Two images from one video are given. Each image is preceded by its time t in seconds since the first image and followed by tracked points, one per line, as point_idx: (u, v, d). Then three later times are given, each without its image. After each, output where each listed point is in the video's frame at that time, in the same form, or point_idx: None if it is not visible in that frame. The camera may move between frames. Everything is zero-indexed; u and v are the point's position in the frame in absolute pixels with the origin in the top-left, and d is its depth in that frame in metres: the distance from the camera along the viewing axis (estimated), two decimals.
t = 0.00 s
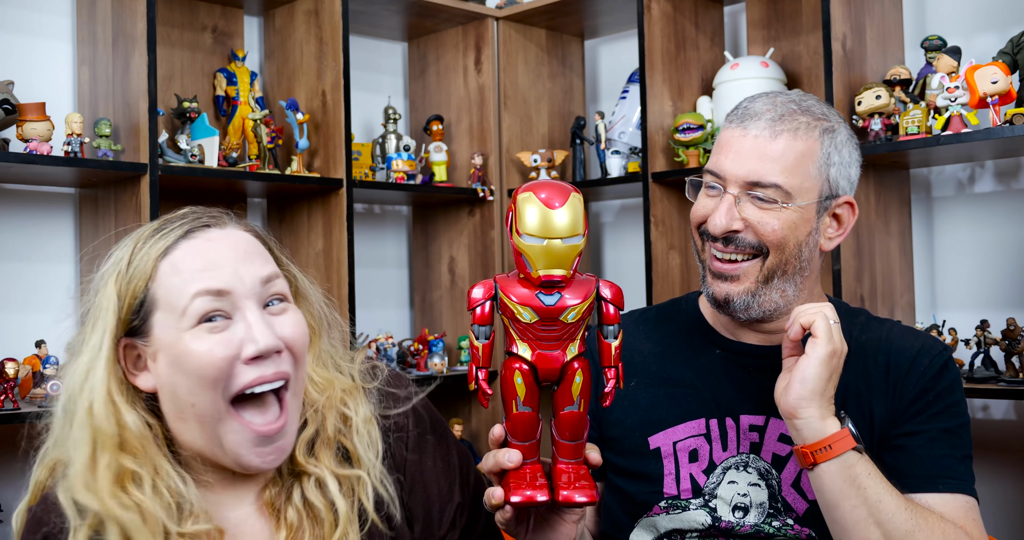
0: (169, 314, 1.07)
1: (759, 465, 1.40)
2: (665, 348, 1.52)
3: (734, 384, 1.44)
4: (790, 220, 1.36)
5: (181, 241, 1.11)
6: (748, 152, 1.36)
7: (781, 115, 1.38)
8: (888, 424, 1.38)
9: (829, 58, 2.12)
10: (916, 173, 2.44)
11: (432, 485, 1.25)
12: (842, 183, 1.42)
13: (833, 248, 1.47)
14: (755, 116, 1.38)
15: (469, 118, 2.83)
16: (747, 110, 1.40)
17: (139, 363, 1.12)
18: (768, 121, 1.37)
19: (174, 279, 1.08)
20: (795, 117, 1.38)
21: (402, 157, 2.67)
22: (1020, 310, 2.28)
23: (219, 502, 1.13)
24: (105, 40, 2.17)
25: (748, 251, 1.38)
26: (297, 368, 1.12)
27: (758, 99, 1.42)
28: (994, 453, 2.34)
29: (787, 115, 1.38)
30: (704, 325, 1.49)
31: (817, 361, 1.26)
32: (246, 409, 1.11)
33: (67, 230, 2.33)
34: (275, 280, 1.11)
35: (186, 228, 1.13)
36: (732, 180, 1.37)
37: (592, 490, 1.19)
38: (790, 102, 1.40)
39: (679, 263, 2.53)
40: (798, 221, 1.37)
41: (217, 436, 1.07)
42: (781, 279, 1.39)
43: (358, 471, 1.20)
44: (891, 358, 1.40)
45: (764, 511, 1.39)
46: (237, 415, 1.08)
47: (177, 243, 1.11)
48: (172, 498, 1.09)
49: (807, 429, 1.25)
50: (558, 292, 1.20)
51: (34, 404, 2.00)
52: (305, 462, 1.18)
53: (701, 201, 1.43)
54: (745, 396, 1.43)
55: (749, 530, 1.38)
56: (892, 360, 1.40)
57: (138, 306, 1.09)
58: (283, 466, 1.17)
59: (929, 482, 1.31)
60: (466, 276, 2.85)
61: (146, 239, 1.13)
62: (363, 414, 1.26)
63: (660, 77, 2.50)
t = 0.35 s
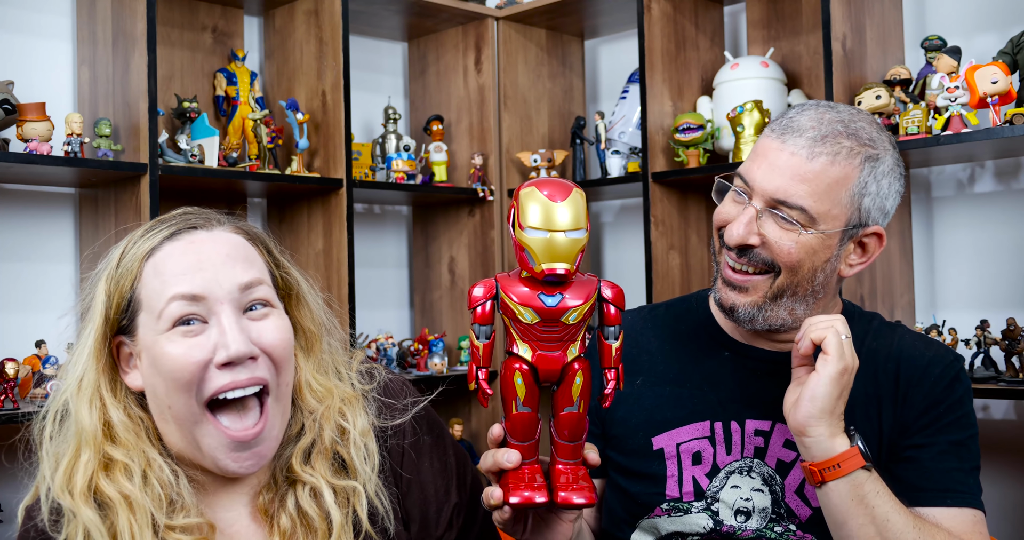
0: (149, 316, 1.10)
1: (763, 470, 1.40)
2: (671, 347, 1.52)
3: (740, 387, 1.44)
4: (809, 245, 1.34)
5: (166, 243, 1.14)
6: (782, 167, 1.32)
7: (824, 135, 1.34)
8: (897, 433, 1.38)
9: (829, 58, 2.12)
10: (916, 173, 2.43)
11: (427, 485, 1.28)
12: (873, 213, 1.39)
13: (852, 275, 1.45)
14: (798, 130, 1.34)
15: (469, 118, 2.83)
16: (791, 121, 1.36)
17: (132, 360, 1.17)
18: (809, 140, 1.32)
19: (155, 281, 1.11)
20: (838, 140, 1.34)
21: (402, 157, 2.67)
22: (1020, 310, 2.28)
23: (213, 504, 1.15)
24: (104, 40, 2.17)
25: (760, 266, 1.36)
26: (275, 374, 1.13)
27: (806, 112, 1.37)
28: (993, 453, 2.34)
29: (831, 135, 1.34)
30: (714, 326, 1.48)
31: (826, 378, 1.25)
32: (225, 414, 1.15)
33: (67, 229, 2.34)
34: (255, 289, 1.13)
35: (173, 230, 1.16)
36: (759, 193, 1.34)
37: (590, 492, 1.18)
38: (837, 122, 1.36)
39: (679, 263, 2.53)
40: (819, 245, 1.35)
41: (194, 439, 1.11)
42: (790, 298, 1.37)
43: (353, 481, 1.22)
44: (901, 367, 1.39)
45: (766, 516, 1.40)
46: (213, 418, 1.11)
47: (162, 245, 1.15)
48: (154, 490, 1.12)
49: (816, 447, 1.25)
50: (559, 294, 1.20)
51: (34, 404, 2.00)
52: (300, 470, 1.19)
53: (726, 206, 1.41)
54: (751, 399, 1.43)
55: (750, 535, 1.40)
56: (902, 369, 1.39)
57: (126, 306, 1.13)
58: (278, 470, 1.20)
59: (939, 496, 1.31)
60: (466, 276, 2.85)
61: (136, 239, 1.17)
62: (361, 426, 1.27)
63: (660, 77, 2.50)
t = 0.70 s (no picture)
0: (145, 319, 1.10)
1: (765, 470, 1.40)
2: (673, 347, 1.51)
3: (742, 387, 1.44)
4: (818, 249, 1.34)
5: (163, 245, 1.14)
6: (792, 170, 1.32)
7: (837, 139, 1.34)
8: (899, 434, 1.38)
9: (829, 58, 2.12)
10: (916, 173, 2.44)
11: (428, 489, 1.28)
12: (883, 218, 1.39)
13: (860, 279, 1.45)
14: (810, 134, 1.34)
15: (469, 118, 2.83)
16: (803, 124, 1.36)
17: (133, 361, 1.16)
18: (821, 143, 1.32)
19: (151, 285, 1.11)
20: (850, 144, 1.34)
21: (402, 157, 2.67)
22: (1020, 310, 2.28)
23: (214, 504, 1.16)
24: (104, 40, 2.17)
25: (765, 272, 1.36)
26: (272, 378, 1.13)
27: (818, 115, 1.37)
28: (994, 453, 2.34)
29: (842, 139, 1.34)
30: (717, 325, 1.49)
31: (830, 382, 1.24)
32: (221, 418, 1.16)
33: (67, 229, 2.33)
34: (250, 293, 1.13)
35: (171, 232, 1.16)
36: (769, 196, 1.34)
37: (592, 488, 1.19)
38: (850, 125, 1.36)
39: (679, 263, 2.53)
40: (827, 249, 1.35)
41: (191, 441, 1.11)
42: (797, 303, 1.37)
43: (354, 486, 1.21)
44: (904, 367, 1.39)
45: (767, 516, 1.40)
46: (208, 423, 1.11)
47: (160, 247, 1.14)
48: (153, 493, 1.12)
49: (818, 450, 1.25)
50: (559, 291, 1.20)
51: (34, 403, 2.00)
52: (300, 474, 1.19)
53: (736, 209, 1.40)
54: (753, 399, 1.43)
55: (752, 535, 1.40)
56: (905, 369, 1.39)
57: (125, 308, 1.13)
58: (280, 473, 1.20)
59: (941, 497, 1.31)
60: (466, 276, 2.85)
61: (135, 241, 1.17)
62: (361, 432, 1.27)
63: (660, 77, 2.50)
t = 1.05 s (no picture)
0: (146, 319, 1.10)
1: (764, 471, 1.40)
2: (671, 347, 1.51)
3: (743, 387, 1.44)
4: (818, 249, 1.34)
5: (164, 245, 1.14)
6: (790, 170, 1.32)
7: (835, 139, 1.34)
8: (898, 434, 1.38)
9: (829, 58, 2.12)
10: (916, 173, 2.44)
11: (428, 488, 1.28)
12: (882, 218, 1.39)
13: (860, 278, 1.45)
14: (808, 134, 1.34)
15: (469, 118, 2.83)
16: (802, 125, 1.36)
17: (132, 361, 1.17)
18: (820, 143, 1.32)
19: (151, 285, 1.11)
20: (849, 143, 1.34)
21: (402, 157, 2.67)
22: (1020, 310, 2.28)
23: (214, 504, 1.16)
24: (104, 40, 2.17)
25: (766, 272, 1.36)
26: (273, 377, 1.13)
27: (816, 115, 1.37)
28: (995, 453, 2.34)
29: (841, 139, 1.34)
30: (714, 324, 1.48)
31: (828, 382, 1.24)
32: (221, 418, 1.16)
33: (67, 229, 2.33)
34: (252, 293, 1.12)
35: (171, 232, 1.16)
36: (768, 196, 1.34)
37: (584, 491, 1.19)
38: (849, 125, 1.36)
39: (679, 263, 2.53)
40: (826, 249, 1.35)
41: (192, 441, 1.11)
42: (797, 303, 1.37)
43: (354, 486, 1.21)
44: (902, 366, 1.39)
45: (766, 516, 1.40)
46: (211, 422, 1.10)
47: (161, 247, 1.14)
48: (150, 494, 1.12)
49: (818, 451, 1.25)
50: (551, 293, 1.20)
51: (34, 404, 1.99)
52: (300, 475, 1.19)
53: (735, 209, 1.41)
54: (753, 399, 1.43)
55: (751, 536, 1.40)
56: (904, 368, 1.39)
57: (126, 309, 1.13)
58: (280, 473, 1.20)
59: (940, 497, 1.31)
60: (466, 276, 2.85)
61: (135, 242, 1.17)
62: (361, 432, 1.27)
63: (660, 77, 2.50)
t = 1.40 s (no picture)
0: (218, 307, 1.10)
1: (764, 471, 1.40)
2: (671, 348, 1.51)
3: (743, 388, 1.44)
4: (815, 246, 1.34)
5: (214, 236, 1.15)
6: (785, 169, 1.32)
7: (829, 136, 1.34)
8: (898, 434, 1.38)
9: (829, 58, 2.11)
10: (916, 173, 2.44)
11: (426, 483, 1.34)
12: (879, 214, 1.39)
13: (858, 275, 1.45)
14: (803, 132, 1.34)
15: (469, 118, 2.83)
16: (796, 123, 1.36)
17: (161, 366, 1.11)
18: (814, 141, 1.32)
19: (221, 273, 1.12)
20: (843, 141, 1.34)
21: (402, 157, 2.67)
22: (1020, 310, 2.28)
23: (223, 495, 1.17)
24: (104, 41, 2.17)
25: (764, 270, 1.36)
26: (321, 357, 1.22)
27: (811, 113, 1.37)
28: (994, 453, 2.34)
29: (836, 137, 1.34)
30: (713, 325, 1.48)
31: (828, 383, 1.24)
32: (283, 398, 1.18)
33: (67, 230, 2.34)
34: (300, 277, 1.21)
35: (213, 225, 1.17)
36: (764, 195, 1.34)
37: (578, 498, 1.18)
38: (843, 123, 1.36)
39: (679, 263, 2.53)
40: (824, 247, 1.35)
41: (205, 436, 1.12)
42: (796, 301, 1.37)
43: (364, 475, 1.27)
44: (902, 366, 1.39)
45: (766, 517, 1.40)
46: (280, 404, 1.15)
47: (210, 239, 1.15)
48: (191, 509, 1.09)
49: (818, 452, 1.25)
50: (543, 300, 1.20)
51: (34, 404, 2.00)
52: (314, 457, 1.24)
53: (732, 209, 1.41)
54: (753, 400, 1.43)
55: (751, 537, 1.40)
56: (903, 368, 1.39)
57: (177, 301, 1.11)
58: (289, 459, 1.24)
59: (940, 497, 1.31)
60: (466, 276, 2.85)
61: (172, 237, 1.15)
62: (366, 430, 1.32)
63: (660, 77, 2.50)
